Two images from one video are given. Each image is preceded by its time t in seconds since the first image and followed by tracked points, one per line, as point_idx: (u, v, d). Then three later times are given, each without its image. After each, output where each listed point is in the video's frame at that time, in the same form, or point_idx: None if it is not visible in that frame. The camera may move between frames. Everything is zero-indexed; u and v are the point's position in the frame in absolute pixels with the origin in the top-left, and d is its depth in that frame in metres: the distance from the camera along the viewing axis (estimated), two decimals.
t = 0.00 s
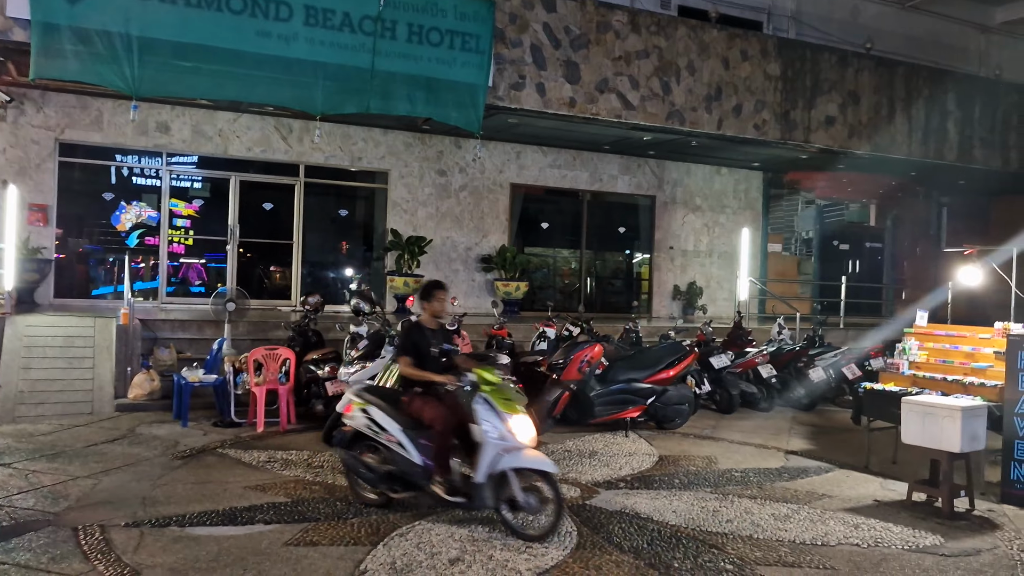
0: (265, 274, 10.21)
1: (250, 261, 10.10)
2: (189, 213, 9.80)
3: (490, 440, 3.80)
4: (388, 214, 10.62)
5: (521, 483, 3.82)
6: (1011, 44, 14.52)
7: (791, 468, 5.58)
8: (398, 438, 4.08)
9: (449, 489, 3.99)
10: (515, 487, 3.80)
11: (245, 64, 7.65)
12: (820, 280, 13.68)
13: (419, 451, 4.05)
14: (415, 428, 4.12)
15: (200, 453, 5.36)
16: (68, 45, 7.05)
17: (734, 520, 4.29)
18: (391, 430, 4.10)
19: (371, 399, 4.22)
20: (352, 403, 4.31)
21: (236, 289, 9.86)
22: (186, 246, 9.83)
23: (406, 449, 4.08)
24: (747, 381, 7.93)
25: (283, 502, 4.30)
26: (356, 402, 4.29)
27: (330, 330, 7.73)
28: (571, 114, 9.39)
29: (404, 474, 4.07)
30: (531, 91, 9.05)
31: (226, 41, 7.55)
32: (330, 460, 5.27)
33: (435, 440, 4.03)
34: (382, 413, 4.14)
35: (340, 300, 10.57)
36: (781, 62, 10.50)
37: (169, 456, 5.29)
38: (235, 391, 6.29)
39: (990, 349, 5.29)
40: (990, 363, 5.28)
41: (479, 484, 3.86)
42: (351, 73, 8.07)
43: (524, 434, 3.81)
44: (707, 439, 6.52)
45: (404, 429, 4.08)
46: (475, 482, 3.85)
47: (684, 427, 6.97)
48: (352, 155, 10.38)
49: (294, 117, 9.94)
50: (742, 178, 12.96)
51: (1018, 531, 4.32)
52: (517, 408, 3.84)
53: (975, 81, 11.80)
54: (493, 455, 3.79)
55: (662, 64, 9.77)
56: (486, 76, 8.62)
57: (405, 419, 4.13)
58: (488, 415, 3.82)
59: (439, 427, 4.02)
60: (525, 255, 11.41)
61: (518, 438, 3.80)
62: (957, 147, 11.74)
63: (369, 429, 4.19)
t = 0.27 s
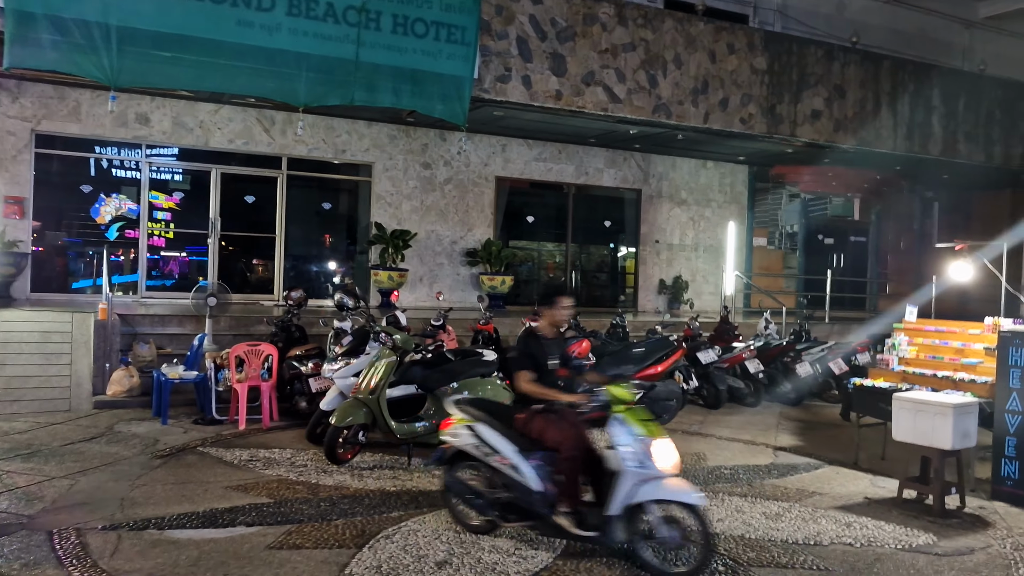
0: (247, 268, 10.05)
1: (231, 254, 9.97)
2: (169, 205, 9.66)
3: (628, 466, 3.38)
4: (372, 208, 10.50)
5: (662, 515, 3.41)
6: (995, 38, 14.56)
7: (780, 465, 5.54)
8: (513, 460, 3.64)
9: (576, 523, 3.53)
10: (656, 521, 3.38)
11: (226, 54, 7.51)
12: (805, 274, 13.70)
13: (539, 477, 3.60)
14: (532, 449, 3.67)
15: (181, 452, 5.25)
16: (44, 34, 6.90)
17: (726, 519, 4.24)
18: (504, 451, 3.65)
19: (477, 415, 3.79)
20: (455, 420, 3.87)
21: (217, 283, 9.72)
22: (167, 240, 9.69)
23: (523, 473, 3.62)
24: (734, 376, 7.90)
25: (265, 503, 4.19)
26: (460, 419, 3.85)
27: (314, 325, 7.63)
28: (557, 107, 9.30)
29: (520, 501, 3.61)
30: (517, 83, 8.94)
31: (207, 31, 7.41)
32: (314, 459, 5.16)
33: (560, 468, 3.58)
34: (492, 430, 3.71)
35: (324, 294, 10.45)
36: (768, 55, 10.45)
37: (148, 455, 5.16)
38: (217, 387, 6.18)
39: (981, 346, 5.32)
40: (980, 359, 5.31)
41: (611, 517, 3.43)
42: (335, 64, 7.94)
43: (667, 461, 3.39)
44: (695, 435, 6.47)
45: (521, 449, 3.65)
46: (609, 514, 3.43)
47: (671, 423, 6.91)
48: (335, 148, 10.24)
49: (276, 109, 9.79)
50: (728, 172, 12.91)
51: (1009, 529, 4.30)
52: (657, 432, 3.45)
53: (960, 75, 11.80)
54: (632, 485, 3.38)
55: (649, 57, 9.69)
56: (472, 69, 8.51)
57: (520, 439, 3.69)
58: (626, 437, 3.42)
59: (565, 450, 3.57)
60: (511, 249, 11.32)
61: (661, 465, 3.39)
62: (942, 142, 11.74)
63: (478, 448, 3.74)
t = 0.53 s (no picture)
0: (230, 267, 9.92)
1: (214, 253, 9.83)
2: (153, 204, 9.49)
3: (819, 508, 3.16)
4: (357, 206, 10.37)
5: (854, 562, 3.19)
6: (981, 38, 14.57)
7: (770, 466, 5.46)
8: (665, 495, 3.30)
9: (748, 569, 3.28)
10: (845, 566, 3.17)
11: (208, 49, 7.36)
12: (793, 273, 13.67)
13: (699, 518, 3.29)
14: (688, 486, 3.36)
15: (161, 456, 5.12)
16: (21, 27, 6.77)
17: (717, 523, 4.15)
18: (655, 486, 3.31)
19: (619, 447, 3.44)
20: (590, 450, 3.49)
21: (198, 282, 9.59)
22: (150, 239, 9.52)
23: (679, 513, 3.29)
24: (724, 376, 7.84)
25: (245, 509, 4.08)
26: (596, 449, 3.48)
27: (299, 325, 7.51)
28: (545, 105, 9.20)
29: (678, 544, 3.29)
30: (504, 80, 8.84)
31: (188, 26, 7.26)
32: (297, 462, 5.05)
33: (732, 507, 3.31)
34: (640, 464, 3.37)
35: (308, 293, 10.31)
36: (756, 53, 10.39)
37: (126, 459, 5.03)
38: (198, 389, 6.06)
39: (973, 345, 5.24)
40: (972, 358, 5.24)
41: (795, 564, 3.20)
42: (320, 60, 7.80)
43: (858, 499, 3.19)
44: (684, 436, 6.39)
45: (676, 486, 3.32)
46: (792, 560, 3.20)
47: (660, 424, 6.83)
48: (320, 145, 10.10)
49: (260, 106, 9.64)
50: (715, 170, 12.85)
51: (1004, 531, 4.23)
52: (845, 466, 3.24)
53: (947, 74, 11.78)
54: (822, 527, 3.16)
55: (638, 55, 9.61)
56: (459, 66, 8.38)
57: (674, 475, 3.37)
58: (813, 474, 3.20)
59: (736, 489, 3.29)
60: (498, 248, 11.22)
61: (852, 503, 3.19)
62: (929, 141, 11.72)
63: (624, 484, 3.37)
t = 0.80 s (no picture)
0: (216, 267, 9.77)
1: (196, 252, 9.67)
2: (137, 203, 9.37)
3: None
4: (343, 204, 10.22)
5: None
6: (970, 36, 14.52)
7: (761, 467, 5.36)
8: (879, 543, 2.81)
9: None
10: None
11: (188, 44, 7.21)
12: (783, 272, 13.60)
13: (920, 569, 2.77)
14: (904, 530, 2.87)
15: (136, 459, 4.97)
16: None
17: (708, 527, 4.04)
18: (865, 529, 2.83)
19: (814, 481, 2.95)
20: (775, 482, 3.03)
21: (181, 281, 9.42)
22: (134, 237, 9.40)
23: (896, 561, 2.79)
24: (713, 376, 7.74)
25: (220, 514, 3.94)
26: (783, 481, 3.03)
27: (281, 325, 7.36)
28: (533, 101, 9.08)
29: None
30: (491, 76, 8.71)
31: (168, 19, 7.11)
32: (276, 465, 4.91)
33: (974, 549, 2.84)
34: (840, 501, 2.89)
35: (293, 293, 10.15)
36: (746, 51, 10.30)
37: (99, 462, 4.88)
38: (177, 389, 5.91)
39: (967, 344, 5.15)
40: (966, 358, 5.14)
41: None
42: (303, 55, 7.66)
43: None
44: (674, 437, 6.27)
45: (885, 527, 2.85)
46: None
47: (650, 424, 6.72)
48: (304, 142, 9.95)
49: (243, 102, 9.49)
50: (705, 169, 12.76)
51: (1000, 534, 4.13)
52: None
53: (937, 73, 11.72)
54: None
55: (626, 51, 9.50)
56: (445, 61, 8.25)
57: (887, 515, 2.89)
58: None
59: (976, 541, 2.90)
60: (485, 247, 11.09)
61: None
62: (919, 139, 11.65)
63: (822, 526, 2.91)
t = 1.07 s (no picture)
0: (202, 267, 9.61)
1: (183, 252, 9.51)
2: (124, 202, 9.23)
3: None
4: (331, 204, 10.09)
5: None
6: (962, 37, 14.47)
7: (755, 472, 5.25)
8: None
9: None
10: None
11: (172, 40, 7.06)
12: (775, 273, 13.52)
13: None
14: None
15: (114, 466, 4.83)
16: None
17: (700, 535, 3.92)
18: None
19: None
20: None
21: (165, 282, 9.26)
22: (121, 238, 9.25)
23: None
24: (706, 378, 7.64)
25: (197, 524, 3.80)
26: None
27: (266, 327, 7.23)
28: (523, 100, 8.95)
29: None
30: (481, 74, 8.58)
31: (150, 15, 6.96)
32: (258, 472, 4.77)
33: None
34: None
35: (280, 294, 10.01)
36: (738, 49, 10.22)
37: (74, 469, 4.73)
38: (157, 394, 5.79)
39: (964, 346, 5.05)
40: (964, 360, 5.04)
41: None
42: (289, 52, 7.51)
43: None
44: (665, 440, 6.16)
45: None
46: None
47: (641, 428, 6.61)
48: (292, 141, 9.81)
49: (229, 100, 9.35)
50: (697, 169, 12.67)
51: (1000, 542, 4.03)
52: None
53: (929, 72, 11.65)
54: None
55: (618, 50, 9.39)
56: (434, 59, 8.11)
57: None
58: None
59: None
60: (475, 247, 10.96)
61: None
62: (912, 139, 11.57)
63: None
